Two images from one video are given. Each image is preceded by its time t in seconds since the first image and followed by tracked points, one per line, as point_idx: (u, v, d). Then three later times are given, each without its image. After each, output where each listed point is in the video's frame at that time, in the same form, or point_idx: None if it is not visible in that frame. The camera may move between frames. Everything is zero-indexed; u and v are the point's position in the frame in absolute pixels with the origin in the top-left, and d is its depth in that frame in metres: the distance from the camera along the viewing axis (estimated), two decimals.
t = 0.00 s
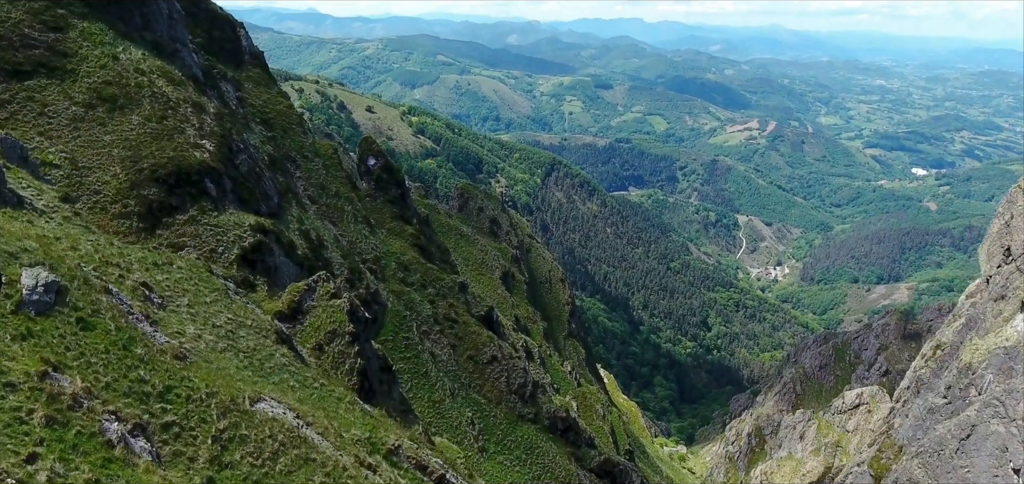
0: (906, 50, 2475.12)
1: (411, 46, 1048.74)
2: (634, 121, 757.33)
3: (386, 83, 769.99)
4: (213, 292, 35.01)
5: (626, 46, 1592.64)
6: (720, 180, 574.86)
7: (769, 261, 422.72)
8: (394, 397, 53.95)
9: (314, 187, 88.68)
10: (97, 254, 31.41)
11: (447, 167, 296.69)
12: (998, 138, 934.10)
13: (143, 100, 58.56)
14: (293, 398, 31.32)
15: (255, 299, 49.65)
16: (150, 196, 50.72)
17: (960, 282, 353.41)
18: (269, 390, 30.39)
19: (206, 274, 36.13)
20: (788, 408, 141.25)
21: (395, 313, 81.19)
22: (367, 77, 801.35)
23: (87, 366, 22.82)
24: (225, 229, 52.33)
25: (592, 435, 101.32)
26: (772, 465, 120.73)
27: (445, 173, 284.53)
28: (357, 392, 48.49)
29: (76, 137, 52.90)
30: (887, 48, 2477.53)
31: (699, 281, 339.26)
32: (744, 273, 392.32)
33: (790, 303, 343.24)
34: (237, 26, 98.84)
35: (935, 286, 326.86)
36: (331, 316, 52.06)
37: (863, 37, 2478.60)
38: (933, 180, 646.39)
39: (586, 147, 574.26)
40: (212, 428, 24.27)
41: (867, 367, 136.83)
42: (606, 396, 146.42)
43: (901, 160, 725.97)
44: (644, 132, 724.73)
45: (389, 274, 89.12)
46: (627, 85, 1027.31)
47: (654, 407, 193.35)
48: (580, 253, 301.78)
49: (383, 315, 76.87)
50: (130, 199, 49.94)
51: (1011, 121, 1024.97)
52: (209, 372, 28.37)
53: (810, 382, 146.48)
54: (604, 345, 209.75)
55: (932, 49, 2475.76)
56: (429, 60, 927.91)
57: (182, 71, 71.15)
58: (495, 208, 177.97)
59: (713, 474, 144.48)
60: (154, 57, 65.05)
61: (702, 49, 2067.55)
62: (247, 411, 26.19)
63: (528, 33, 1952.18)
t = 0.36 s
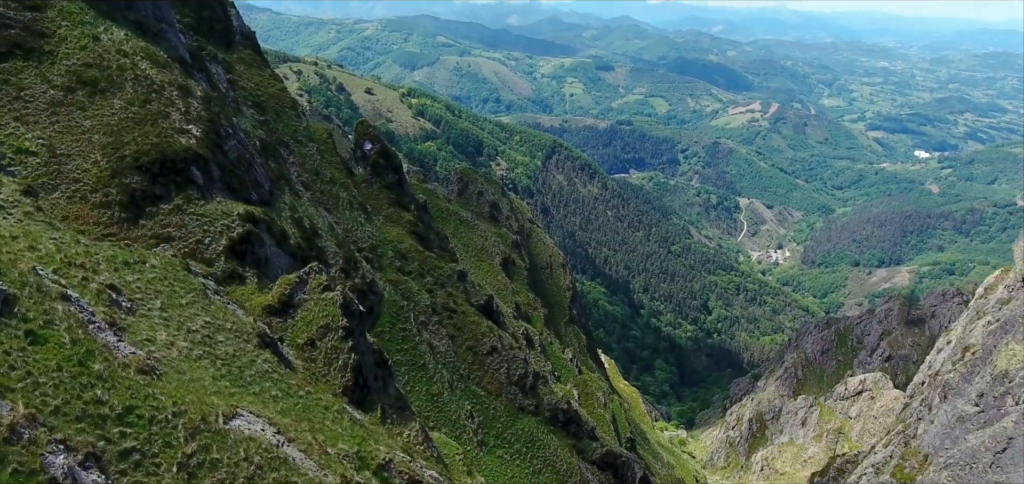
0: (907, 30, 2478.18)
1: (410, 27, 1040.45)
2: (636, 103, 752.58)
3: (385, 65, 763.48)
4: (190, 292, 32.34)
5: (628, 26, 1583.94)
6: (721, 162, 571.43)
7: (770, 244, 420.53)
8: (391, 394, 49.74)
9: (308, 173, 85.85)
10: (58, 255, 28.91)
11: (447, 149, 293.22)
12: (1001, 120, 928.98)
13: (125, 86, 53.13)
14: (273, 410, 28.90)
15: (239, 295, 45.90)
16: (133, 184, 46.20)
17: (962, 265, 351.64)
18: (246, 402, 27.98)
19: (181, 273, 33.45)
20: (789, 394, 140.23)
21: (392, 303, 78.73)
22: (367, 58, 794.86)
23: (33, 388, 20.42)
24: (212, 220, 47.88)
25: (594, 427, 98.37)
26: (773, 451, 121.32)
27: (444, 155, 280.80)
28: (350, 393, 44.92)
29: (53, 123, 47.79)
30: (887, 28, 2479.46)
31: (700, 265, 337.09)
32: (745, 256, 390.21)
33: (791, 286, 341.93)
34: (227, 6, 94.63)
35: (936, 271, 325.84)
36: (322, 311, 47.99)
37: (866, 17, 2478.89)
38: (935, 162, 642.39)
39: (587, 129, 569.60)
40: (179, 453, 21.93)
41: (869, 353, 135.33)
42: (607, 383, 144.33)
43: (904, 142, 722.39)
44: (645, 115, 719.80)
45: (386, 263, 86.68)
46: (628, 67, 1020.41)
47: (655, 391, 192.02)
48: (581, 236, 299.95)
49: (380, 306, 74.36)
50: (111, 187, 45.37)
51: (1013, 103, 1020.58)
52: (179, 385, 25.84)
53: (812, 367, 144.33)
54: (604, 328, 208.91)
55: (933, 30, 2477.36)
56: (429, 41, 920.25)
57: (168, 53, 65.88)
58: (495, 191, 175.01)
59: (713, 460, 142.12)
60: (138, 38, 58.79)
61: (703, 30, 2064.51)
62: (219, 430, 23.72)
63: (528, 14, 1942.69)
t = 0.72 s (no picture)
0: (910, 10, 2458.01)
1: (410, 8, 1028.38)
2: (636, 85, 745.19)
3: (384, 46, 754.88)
4: (161, 295, 29.72)
5: (629, 7, 1567.17)
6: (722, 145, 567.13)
7: (771, 227, 417.77)
8: (388, 391, 46.12)
9: (301, 158, 83.02)
10: (11, 259, 26.33)
11: (447, 132, 289.22)
12: (1004, 103, 921.49)
13: (105, 70, 48.54)
14: (251, 427, 26.41)
15: (223, 291, 41.99)
16: (113, 173, 42.48)
17: (963, 249, 348.88)
18: (221, 422, 25.41)
19: (153, 273, 30.81)
20: (791, 380, 136.66)
21: (389, 294, 76.19)
22: (366, 40, 785.85)
23: None
24: (198, 211, 44.09)
25: (596, 417, 95.99)
26: (774, 438, 118.70)
27: (444, 139, 276.91)
28: (342, 393, 41.17)
29: (28, 109, 43.96)
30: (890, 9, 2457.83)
31: (700, 248, 334.21)
32: (746, 240, 387.09)
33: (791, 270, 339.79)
34: None
35: (938, 254, 323.84)
36: (314, 306, 43.97)
37: None
38: (938, 144, 637.86)
39: (587, 111, 563.98)
40: None
41: (872, 338, 133.78)
42: (608, 369, 142.38)
43: (907, 124, 716.98)
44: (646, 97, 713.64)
45: (382, 252, 83.92)
46: (629, 48, 1010.09)
47: (655, 376, 190.49)
48: (581, 219, 297.16)
49: (377, 296, 72.52)
50: (90, 177, 41.73)
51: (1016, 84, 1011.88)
52: (144, 406, 23.28)
53: (814, 352, 141.40)
54: (604, 313, 206.81)
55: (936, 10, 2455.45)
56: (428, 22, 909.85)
57: (152, 34, 62.08)
58: (494, 176, 171.81)
59: (715, 446, 139.45)
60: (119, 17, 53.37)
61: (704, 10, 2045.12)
62: (186, 458, 21.26)
63: None
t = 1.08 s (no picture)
0: None
1: None
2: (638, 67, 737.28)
3: (383, 28, 745.87)
4: (129, 302, 27.25)
5: None
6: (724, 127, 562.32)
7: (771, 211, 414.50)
8: (384, 389, 39.87)
9: (293, 144, 80.17)
10: None
11: (446, 115, 285.19)
12: (1007, 84, 912.88)
13: (82, 52, 44.42)
14: (224, 450, 24.02)
15: (207, 286, 37.98)
16: (91, 162, 38.76)
17: (964, 232, 345.88)
18: (186, 446, 22.91)
19: (121, 275, 28.36)
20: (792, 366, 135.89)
21: (385, 284, 72.11)
22: (364, 21, 776.46)
23: None
24: (181, 201, 39.98)
25: (598, 408, 93.54)
26: (775, 423, 114.74)
27: (443, 122, 272.83)
28: (335, 392, 36.22)
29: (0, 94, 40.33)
30: None
31: (701, 231, 331.00)
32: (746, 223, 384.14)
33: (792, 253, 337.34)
34: None
35: (940, 238, 321.08)
36: (306, 302, 38.96)
37: None
38: (940, 126, 632.41)
39: (588, 93, 558.22)
40: None
41: (874, 323, 130.96)
42: (608, 356, 140.27)
43: (909, 106, 710.50)
44: (647, 78, 706.35)
45: (377, 241, 80.72)
46: (631, 29, 998.64)
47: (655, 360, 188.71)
48: (581, 203, 294.21)
49: (373, 288, 69.69)
50: (66, 166, 38.08)
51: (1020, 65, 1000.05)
52: (99, 432, 20.99)
53: (816, 337, 139.18)
54: (605, 296, 204.44)
55: None
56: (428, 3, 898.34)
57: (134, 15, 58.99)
58: (494, 160, 168.67)
59: (715, 431, 137.54)
60: None
61: None
62: None
63: None
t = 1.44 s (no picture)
0: None
1: None
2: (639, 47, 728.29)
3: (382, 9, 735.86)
4: (89, 310, 25.06)
5: None
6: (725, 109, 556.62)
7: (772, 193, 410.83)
8: (380, 386, 37.20)
9: (286, 130, 77.23)
10: None
11: (445, 97, 280.75)
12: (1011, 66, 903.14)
13: (59, 31, 40.10)
14: (190, 478, 21.91)
15: (192, 281, 34.71)
16: (66, 151, 35.07)
17: (966, 215, 342.91)
18: (144, 480, 20.95)
19: (83, 279, 26.02)
20: (794, 351, 134.34)
21: (382, 273, 68.92)
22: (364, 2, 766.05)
23: None
24: (164, 191, 36.53)
25: (598, 398, 91.43)
26: (778, 409, 111.77)
27: (442, 104, 268.42)
28: (326, 392, 33.64)
29: None
30: None
31: (702, 214, 328.03)
32: (748, 206, 380.72)
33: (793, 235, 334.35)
34: None
35: (942, 221, 317.97)
36: (295, 296, 36.28)
37: None
38: (944, 108, 626.25)
39: (588, 74, 551.58)
40: None
41: (877, 308, 128.13)
42: (609, 342, 138.15)
43: (912, 87, 703.20)
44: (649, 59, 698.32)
45: (373, 230, 77.82)
46: (633, 9, 985.65)
47: (655, 344, 186.57)
48: (581, 186, 290.74)
49: (369, 279, 65.97)
50: (39, 154, 34.33)
51: None
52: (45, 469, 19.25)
53: (818, 322, 136.89)
54: (605, 281, 201.92)
55: None
56: None
57: None
58: (493, 143, 165.35)
59: (716, 416, 136.24)
60: None
61: None
62: None
63: None
